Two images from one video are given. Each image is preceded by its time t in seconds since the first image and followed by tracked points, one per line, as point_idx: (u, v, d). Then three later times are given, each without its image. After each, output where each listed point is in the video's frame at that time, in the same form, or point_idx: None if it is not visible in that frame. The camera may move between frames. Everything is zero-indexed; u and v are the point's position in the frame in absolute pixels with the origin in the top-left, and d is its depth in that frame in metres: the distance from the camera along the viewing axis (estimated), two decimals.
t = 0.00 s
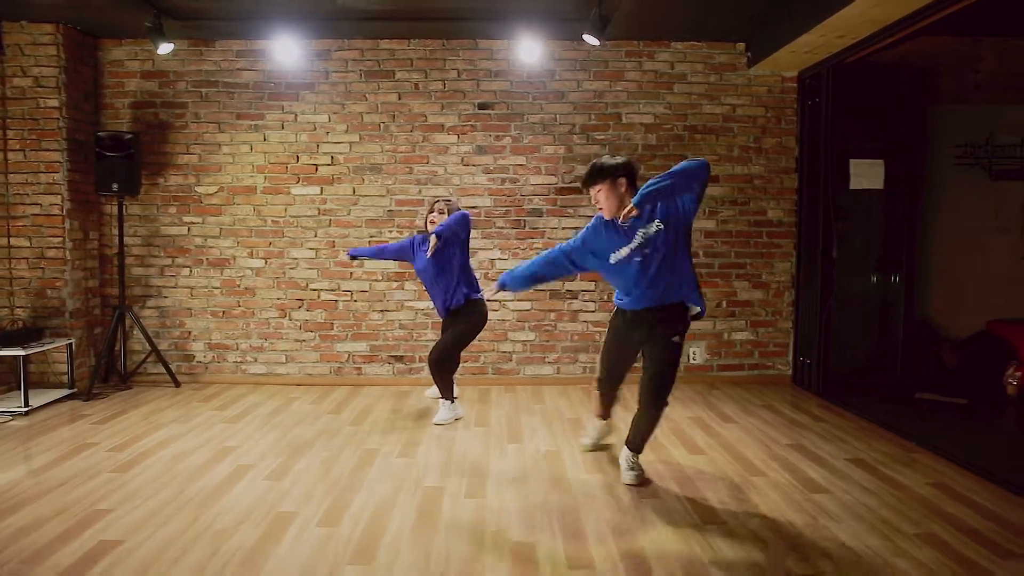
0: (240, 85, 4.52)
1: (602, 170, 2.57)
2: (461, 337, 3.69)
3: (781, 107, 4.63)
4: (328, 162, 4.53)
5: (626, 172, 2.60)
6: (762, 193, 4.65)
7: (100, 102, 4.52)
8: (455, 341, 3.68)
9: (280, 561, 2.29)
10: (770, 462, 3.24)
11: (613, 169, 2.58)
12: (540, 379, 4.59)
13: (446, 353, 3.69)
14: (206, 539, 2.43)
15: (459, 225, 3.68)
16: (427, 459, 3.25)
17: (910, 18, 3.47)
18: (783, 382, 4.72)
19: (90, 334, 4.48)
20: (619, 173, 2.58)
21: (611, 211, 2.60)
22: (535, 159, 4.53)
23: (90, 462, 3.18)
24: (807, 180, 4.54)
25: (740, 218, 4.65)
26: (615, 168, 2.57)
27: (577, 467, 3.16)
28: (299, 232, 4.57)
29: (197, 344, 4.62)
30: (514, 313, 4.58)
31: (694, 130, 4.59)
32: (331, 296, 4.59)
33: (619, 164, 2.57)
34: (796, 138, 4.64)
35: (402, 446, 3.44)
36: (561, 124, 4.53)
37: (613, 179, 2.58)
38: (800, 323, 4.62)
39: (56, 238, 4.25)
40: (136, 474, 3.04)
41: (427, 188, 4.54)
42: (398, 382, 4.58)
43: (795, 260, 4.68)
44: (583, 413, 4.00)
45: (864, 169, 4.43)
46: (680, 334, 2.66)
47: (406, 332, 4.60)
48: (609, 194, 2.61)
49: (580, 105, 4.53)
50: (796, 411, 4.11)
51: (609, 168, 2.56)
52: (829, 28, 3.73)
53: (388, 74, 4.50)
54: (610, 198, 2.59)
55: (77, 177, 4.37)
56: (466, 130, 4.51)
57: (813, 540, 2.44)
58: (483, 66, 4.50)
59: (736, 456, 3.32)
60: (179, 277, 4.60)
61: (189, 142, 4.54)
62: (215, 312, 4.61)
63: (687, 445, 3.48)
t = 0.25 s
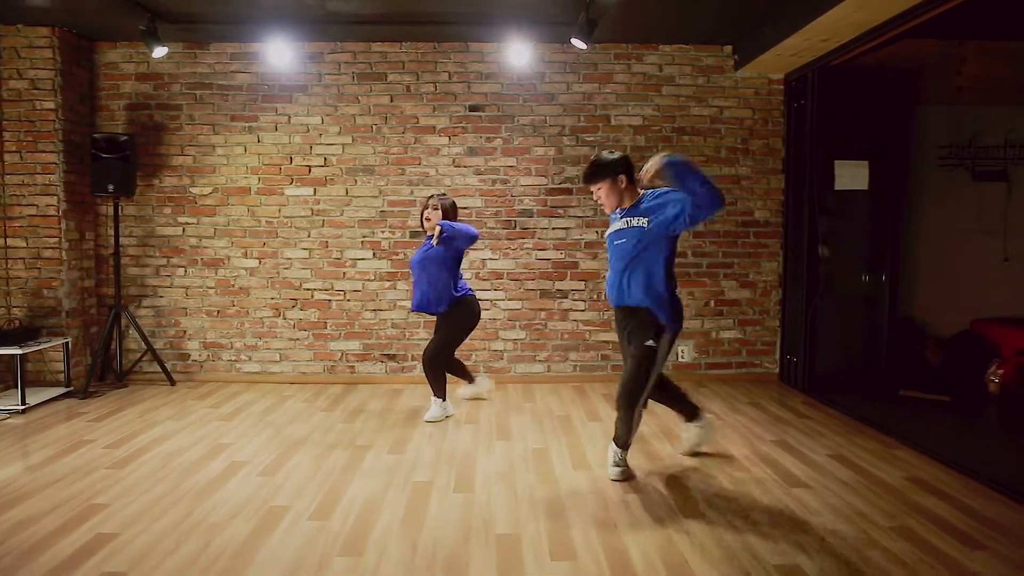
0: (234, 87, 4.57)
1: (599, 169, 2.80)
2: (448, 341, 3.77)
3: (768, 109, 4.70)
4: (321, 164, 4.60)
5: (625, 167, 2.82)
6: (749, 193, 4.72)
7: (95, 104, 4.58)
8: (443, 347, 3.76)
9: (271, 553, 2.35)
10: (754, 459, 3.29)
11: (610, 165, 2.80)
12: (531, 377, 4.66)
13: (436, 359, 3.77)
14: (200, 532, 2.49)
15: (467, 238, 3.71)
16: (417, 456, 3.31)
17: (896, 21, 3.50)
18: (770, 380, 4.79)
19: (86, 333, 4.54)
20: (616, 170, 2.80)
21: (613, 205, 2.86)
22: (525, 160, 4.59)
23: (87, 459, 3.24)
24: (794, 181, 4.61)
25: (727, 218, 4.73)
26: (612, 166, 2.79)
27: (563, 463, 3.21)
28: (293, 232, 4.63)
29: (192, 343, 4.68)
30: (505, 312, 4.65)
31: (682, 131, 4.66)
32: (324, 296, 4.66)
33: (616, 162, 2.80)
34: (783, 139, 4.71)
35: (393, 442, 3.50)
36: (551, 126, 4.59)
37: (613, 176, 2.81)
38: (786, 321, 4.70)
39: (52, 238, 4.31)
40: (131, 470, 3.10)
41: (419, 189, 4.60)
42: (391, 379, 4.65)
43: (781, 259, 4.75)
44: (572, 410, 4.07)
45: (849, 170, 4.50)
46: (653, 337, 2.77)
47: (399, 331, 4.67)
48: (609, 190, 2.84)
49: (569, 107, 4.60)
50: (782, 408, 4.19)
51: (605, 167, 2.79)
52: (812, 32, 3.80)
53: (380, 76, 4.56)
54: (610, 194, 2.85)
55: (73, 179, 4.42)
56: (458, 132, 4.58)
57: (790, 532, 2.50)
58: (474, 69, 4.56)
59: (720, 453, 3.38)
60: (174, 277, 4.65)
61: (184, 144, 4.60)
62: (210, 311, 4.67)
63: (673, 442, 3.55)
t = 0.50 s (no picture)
0: (230, 90, 4.64)
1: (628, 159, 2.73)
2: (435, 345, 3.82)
3: (757, 111, 4.77)
4: (316, 165, 4.66)
5: (652, 164, 2.77)
6: (738, 194, 4.80)
7: (93, 106, 4.64)
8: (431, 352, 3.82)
9: (265, 544, 2.39)
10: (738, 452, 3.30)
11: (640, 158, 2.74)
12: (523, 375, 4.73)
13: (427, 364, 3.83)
14: (197, 525, 2.55)
15: (477, 261, 3.71)
16: (409, 451, 3.37)
17: (873, 28, 3.64)
18: (759, 378, 4.86)
19: (84, 332, 4.60)
20: (643, 164, 2.75)
21: (633, 199, 2.78)
22: (517, 162, 4.67)
23: (85, 455, 3.30)
24: (782, 182, 4.68)
25: (717, 219, 4.80)
26: (641, 159, 2.74)
27: (552, 457, 3.27)
28: (288, 233, 4.69)
29: (189, 342, 4.74)
30: (497, 312, 4.72)
31: (672, 133, 4.74)
32: (319, 295, 4.72)
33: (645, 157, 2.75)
34: (771, 141, 4.78)
35: (385, 439, 3.56)
36: (542, 128, 4.67)
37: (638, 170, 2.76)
38: (774, 320, 4.77)
39: (51, 238, 4.37)
40: (129, 466, 3.16)
41: (413, 190, 4.67)
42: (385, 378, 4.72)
43: (770, 259, 4.83)
44: (562, 407, 4.14)
45: (836, 172, 4.58)
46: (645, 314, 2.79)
47: (393, 330, 4.73)
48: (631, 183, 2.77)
49: (561, 109, 4.67)
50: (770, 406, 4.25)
51: (635, 158, 2.73)
52: (799, 36, 3.86)
53: (375, 79, 4.63)
54: (633, 187, 2.77)
55: (72, 180, 4.49)
56: (451, 134, 4.65)
57: (767, 522, 2.50)
58: (467, 72, 4.63)
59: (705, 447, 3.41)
60: (171, 276, 4.72)
61: (181, 145, 4.66)
62: (207, 310, 4.73)
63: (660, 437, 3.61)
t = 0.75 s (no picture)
0: (227, 92, 4.68)
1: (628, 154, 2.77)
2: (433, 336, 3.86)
3: (749, 113, 4.83)
4: (312, 166, 4.70)
5: (655, 161, 2.79)
6: (730, 195, 4.85)
7: (91, 107, 4.68)
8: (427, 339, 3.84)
9: (264, 539, 2.41)
10: (728, 450, 3.33)
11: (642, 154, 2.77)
12: (517, 374, 4.77)
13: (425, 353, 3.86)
14: (195, 521, 2.56)
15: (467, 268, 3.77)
16: (404, 449, 3.41)
17: (867, 29, 3.65)
18: (752, 377, 4.91)
19: (82, 332, 4.64)
20: (645, 159, 2.77)
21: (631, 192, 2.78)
22: (511, 163, 4.71)
23: (83, 453, 3.33)
24: (774, 183, 4.73)
25: (709, 219, 4.85)
26: (643, 155, 2.76)
27: (545, 454, 3.30)
28: (285, 233, 4.74)
29: (186, 342, 4.78)
30: (492, 311, 4.76)
31: (665, 135, 4.79)
32: (316, 295, 4.77)
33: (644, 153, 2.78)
34: (763, 142, 4.83)
35: (380, 437, 3.60)
36: (536, 129, 4.71)
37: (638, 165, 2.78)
38: (766, 319, 4.83)
39: (49, 239, 4.41)
40: (127, 464, 3.19)
41: (408, 191, 4.71)
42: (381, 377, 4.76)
43: (762, 260, 4.88)
44: (556, 406, 4.18)
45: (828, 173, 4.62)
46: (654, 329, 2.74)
47: (388, 330, 4.78)
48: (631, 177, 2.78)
49: (555, 111, 4.72)
50: (761, 404, 4.30)
51: (635, 152, 2.75)
52: (790, 39, 3.90)
53: (370, 81, 4.67)
54: (631, 180, 2.78)
55: (70, 181, 4.52)
56: (446, 135, 4.69)
57: (754, 519, 2.52)
58: (462, 74, 4.68)
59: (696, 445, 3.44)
60: (168, 277, 4.76)
61: (178, 147, 4.70)
62: (204, 310, 4.77)
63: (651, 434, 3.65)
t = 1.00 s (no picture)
0: (223, 93, 4.71)
1: (629, 139, 2.82)
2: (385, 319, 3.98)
3: (742, 115, 4.86)
4: (308, 167, 4.73)
5: (655, 148, 2.83)
6: (723, 196, 4.88)
7: (88, 108, 4.70)
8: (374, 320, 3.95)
9: (258, 536, 2.44)
10: (718, 449, 3.37)
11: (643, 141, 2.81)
12: (512, 374, 4.80)
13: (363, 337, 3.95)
14: (190, 518, 2.59)
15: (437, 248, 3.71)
16: (398, 448, 3.44)
17: (860, 30, 3.66)
18: (745, 377, 4.94)
19: (79, 332, 4.66)
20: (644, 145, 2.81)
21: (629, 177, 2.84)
22: (506, 164, 4.74)
23: (79, 451, 3.36)
24: (766, 185, 4.77)
25: (703, 220, 4.88)
26: (643, 140, 2.80)
27: (537, 453, 3.33)
28: (281, 234, 4.76)
29: (183, 342, 4.81)
30: (487, 312, 4.79)
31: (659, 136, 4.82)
32: (311, 295, 4.79)
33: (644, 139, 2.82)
34: (756, 144, 4.87)
35: (374, 436, 3.63)
36: (531, 131, 4.74)
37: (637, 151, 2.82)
38: (759, 320, 4.86)
39: (46, 239, 4.44)
40: (123, 462, 3.21)
41: (403, 192, 4.74)
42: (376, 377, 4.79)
43: (755, 260, 4.92)
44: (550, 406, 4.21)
45: (820, 174, 4.66)
46: (627, 326, 2.78)
47: (384, 329, 4.80)
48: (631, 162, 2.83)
49: (549, 113, 4.75)
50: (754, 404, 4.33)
51: (638, 138, 2.80)
52: (781, 41, 3.93)
53: (366, 82, 4.70)
54: (630, 165, 2.83)
55: (67, 181, 4.55)
56: (441, 136, 4.72)
57: (743, 518, 2.54)
58: (457, 76, 4.71)
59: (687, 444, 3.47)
60: (165, 277, 4.78)
61: (175, 148, 4.73)
62: (200, 310, 4.79)
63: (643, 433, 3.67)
